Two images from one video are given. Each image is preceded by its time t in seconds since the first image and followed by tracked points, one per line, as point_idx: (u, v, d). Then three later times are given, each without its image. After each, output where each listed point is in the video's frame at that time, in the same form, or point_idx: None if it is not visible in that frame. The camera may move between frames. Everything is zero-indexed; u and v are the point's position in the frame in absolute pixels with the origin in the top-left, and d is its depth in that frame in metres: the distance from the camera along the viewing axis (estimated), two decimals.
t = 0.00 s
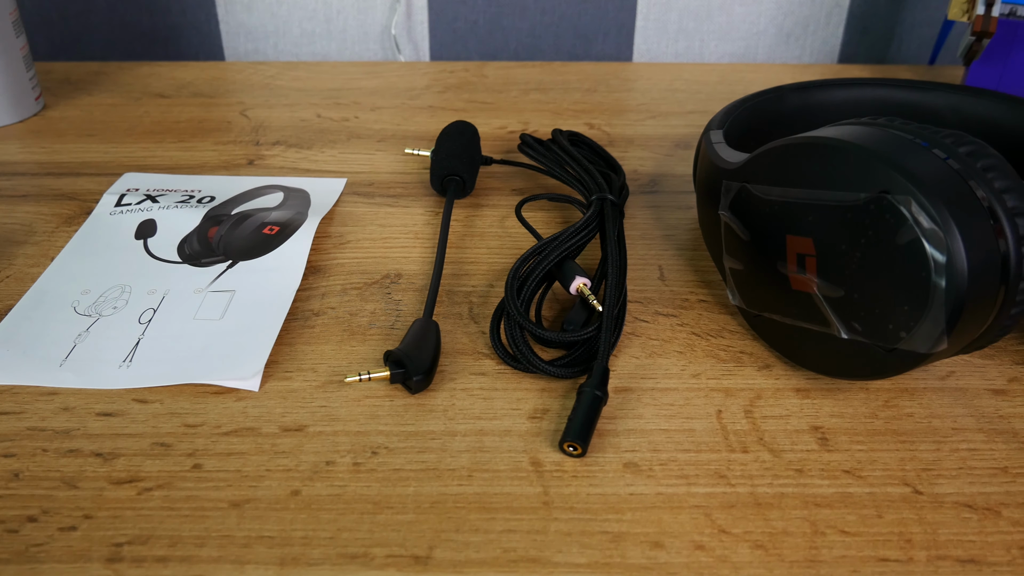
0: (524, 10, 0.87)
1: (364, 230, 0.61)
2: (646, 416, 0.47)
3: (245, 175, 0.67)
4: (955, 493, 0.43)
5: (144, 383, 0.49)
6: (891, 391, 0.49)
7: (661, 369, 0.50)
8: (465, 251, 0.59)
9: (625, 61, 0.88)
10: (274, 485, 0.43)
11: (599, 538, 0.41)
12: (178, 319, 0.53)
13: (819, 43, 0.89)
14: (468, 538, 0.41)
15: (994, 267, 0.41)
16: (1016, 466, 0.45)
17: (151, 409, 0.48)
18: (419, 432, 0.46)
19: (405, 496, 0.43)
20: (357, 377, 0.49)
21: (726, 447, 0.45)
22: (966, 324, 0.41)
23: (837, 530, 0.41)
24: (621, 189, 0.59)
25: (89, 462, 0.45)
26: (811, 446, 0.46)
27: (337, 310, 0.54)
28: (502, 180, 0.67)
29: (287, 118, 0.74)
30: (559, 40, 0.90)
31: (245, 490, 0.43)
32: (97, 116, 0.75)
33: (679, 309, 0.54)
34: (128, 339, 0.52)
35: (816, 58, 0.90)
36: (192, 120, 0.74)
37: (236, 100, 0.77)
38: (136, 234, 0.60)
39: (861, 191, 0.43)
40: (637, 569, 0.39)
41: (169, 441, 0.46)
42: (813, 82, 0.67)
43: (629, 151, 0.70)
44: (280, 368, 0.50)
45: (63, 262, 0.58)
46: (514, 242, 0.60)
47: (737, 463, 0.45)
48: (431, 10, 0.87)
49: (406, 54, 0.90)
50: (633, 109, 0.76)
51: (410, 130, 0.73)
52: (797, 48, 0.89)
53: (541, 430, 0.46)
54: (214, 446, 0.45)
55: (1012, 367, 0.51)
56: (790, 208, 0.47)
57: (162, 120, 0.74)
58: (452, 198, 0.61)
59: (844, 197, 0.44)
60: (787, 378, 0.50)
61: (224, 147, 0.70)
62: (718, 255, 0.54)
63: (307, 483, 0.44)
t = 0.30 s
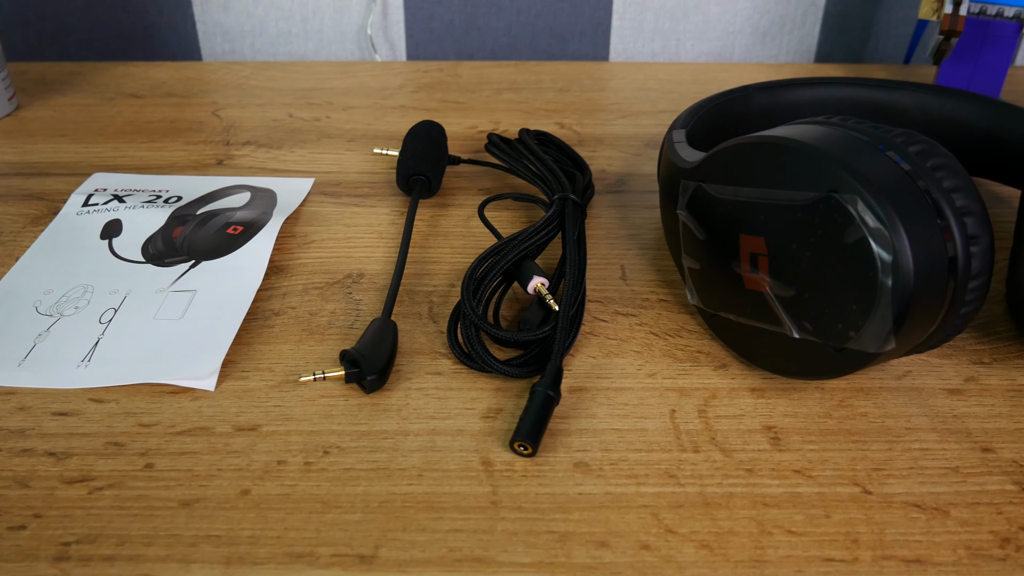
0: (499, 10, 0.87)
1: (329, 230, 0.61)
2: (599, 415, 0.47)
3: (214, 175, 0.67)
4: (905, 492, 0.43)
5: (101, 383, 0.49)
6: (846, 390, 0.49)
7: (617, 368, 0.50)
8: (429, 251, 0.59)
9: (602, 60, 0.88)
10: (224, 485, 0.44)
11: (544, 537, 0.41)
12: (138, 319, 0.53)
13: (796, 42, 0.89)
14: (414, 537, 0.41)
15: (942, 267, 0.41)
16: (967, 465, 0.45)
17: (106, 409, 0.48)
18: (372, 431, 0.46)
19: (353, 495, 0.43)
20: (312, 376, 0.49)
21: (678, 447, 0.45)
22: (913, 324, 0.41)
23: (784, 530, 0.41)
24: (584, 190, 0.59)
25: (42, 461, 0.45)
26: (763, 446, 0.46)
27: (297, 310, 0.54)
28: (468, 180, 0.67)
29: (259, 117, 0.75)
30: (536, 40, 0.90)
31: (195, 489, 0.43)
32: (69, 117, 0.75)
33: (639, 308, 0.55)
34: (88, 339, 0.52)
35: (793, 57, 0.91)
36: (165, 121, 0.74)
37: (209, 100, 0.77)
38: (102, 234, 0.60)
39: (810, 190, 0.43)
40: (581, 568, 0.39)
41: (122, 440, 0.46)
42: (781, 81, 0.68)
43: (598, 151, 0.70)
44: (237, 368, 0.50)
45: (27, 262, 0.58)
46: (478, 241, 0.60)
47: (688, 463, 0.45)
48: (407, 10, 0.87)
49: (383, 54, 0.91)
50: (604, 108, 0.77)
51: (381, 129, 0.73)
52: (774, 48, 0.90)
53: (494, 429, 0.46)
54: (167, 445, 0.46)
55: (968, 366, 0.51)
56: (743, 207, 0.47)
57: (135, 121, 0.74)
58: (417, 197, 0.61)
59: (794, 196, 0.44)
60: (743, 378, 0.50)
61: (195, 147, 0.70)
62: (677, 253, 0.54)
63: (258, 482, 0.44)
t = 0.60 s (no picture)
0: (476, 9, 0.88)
1: (293, 229, 0.61)
2: (551, 415, 0.47)
3: (182, 174, 0.67)
4: (852, 492, 0.43)
5: (57, 383, 0.49)
6: (800, 390, 0.49)
7: (572, 368, 0.50)
8: (391, 251, 0.59)
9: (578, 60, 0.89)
10: (173, 484, 0.44)
11: (489, 536, 0.41)
12: (98, 319, 0.53)
13: (772, 41, 0.90)
14: (359, 536, 0.41)
15: (887, 267, 0.41)
16: (917, 465, 0.45)
17: (61, 408, 0.48)
18: (323, 430, 0.46)
19: (301, 494, 0.43)
20: (265, 376, 0.49)
21: (628, 447, 0.45)
22: (858, 323, 0.41)
23: (729, 530, 0.41)
24: (546, 190, 0.59)
25: None
26: (713, 446, 0.46)
27: (257, 309, 0.54)
28: (435, 180, 0.67)
29: (230, 118, 0.75)
30: (512, 40, 0.91)
31: (144, 488, 0.43)
32: (41, 116, 0.75)
33: (597, 308, 0.55)
34: (46, 339, 0.52)
35: (770, 56, 0.92)
36: (136, 120, 0.74)
37: (181, 100, 0.78)
38: (66, 233, 0.60)
39: (756, 189, 0.43)
40: (523, 568, 0.39)
41: (75, 440, 0.46)
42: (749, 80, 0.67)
43: (565, 151, 0.70)
44: (192, 368, 0.50)
45: None
46: (441, 241, 0.60)
47: (637, 463, 0.45)
48: (383, 9, 0.88)
49: (359, 53, 0.91)
50: (574, 108, 0.77)
51: (352, 129, 0.73)
52: (750, 45, 0.91)
53: (445, 429, 0.46)
54: (119, 445, 0.46)
55: (924, 366, 0.51)
56: (693, 206, 0.47)
57: (106, 121, 0.74)
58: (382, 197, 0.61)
59: (741, 195, 0.44)
60: (697, 377, 0.50)
61: (164, 147, 0.71)
62: (635, 252, 0.54)
63: (207, 481, 0.44)
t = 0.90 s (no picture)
0: (451, 8, 0.89)
1: (257, 228, 0.62)
2: (502, 414, 0.47)
3: (149, 174, 0.67)
4: (799, 492, 0.43)
5: (11, 382, 0.49)
6: (754, 389, 0.49)
7: (526, 368, 0.50)
8: (353, 251, 0.59)
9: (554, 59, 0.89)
10: (121, 483, 0.44)
11: (432, 536, 0.41)
12: (56, 318, 0.53)
13: (747, 40, 0.90)
14: (303, 535, 0.41)
15: (831, 266, 0.41)
16: (866, 465, 0.45)
17: (14, 407, 0.48)
18: (274, 430, 0.47)
19: (248, 493, 0.43)
20: (218, 375, 0.49)
21: (577, 446, 0.45)
22: (803, 322, 0.41)
23: (672, 530, 0.41)
24: (508, 189, 0.59)
25: None
26: (662, 445, 0.46)
27: (215, 309, 0.54)
28: (402, 180, 0.67)
29: (202, 118, 0.75)
30: (487, 40, 0.92)
31: (92, 487, 0.43)
32: (13, 116, 0.75)
33: (555, 307, 0.55)
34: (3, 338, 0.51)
35: (746, 55, 0.92)
36: (107, 120, 0.75)
37: (154, 100, 0.78)
38: (30, 233, 0.60)
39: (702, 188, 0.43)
40: (465, 567, 0.39)
41: (26, 439, 0.46)
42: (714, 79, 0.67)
43: (532, 151, 0.71)
44: (147, 367, 0.50)
45: None
46: (403, 241, 0.60)
47: (585, 462, 0.45)
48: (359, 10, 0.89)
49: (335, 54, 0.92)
50: (546, 108, 0.77)
51: (322, 129, 0.73)
52: (726, 45, 0.91)
53: (395, 428, 0.46)
54: (69, 444, 0.46)
55: (880, 365, 0.51)
56: (644, 206, 0.47)
57: (78, 120, 0.75)
58: (346, 197, 0.61)
59: (688, 195, 0.44)
60: (651, 377, 0.50)
61: (134, 147, 0.71)
62: (592, 252, 0.54)
63: (154, 480, 0.44)
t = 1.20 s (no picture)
0: (426, 7, 0.90)
1: (221, 228, 0.62)
2: (452, 414, 0.47)
3: (116, 174, 0.67)
4: (746, 492, 0.43)
5: None
6: (707, 388, 0.49)
7: (480, 367, 0.50)
8: (315, 251, 0.60)
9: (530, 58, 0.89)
10: (69, 482, 0.44)
11: (375, 535, 0.41)
12: (13, 317, 0.53)
13: (724, 39, 0.90)
14: (246, 534, 0.41)
15: (774, 265, 0.40)
16: (814, 464, 0.44)
17: None
18: (224, 429, 0.47)
19: (195, 492, 0.43)
20: (171, 374, 0.49)
21: (525, 446, 0.45)
22: (746, 321, 0.41)
23: (616, 529, 0.41)
24: (469, 189, 0.59)
25: None
26: (611, 444, 0.45)
27: (174, 309, 0.55)
28: (368, 180, 0.68)
29: (172, 117, 0.75)
30: (463, 39, 0.92)
31: (39, 486, 0.43)
32: None
33: (513, 307, 0.55)
34: None
35: (723, 54, 0.92)
36: (78, 120, 0.75)
37: (126, 100, 0.78)
38: None
39: (647, 187, 0.43)
40: (405, 566, 0.39)
41: None
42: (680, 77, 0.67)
43: (500, 150, 0.71)
44: (102, 367, 0.51)
45: None
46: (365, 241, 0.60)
47: (532, 461, 0.45)
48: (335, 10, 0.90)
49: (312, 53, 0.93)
50: (518, 107, 0.77)
51: (292, 128, 0.74)
52: (703, 44, 0.91)
53: (344, 427, 0.47)
54: (19, 443, 0.46)
55: (835, 365, 0.51)
56: (594, 204, 0.46)
57: (48, 120, 0.75)
58: (310, 196, 0.61)
59: (634, 194, 0.43)
60: (604, 376, 0.50)
61: (102, 146, 0.71)
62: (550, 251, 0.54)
63: (102, 479, 0.44)
